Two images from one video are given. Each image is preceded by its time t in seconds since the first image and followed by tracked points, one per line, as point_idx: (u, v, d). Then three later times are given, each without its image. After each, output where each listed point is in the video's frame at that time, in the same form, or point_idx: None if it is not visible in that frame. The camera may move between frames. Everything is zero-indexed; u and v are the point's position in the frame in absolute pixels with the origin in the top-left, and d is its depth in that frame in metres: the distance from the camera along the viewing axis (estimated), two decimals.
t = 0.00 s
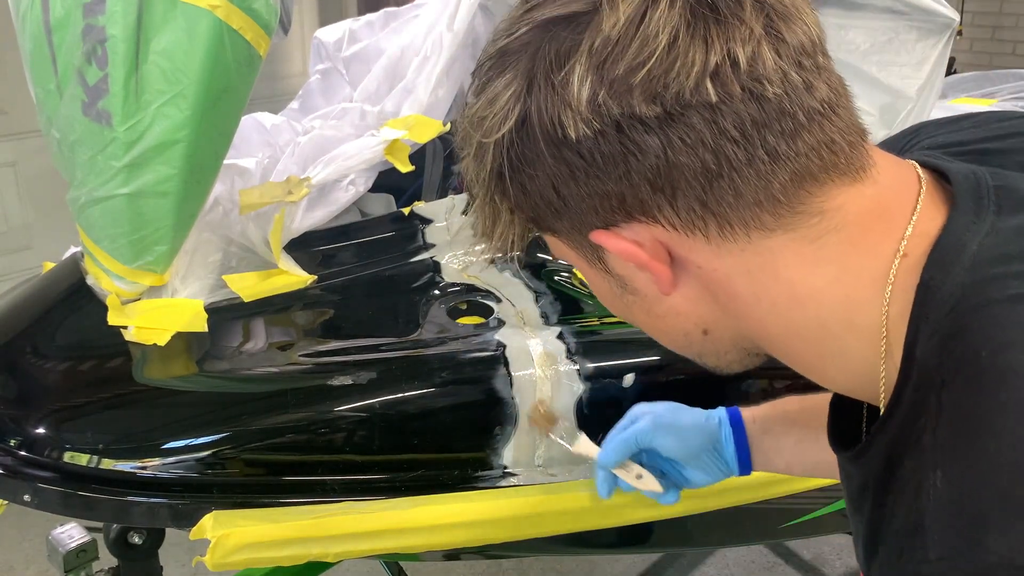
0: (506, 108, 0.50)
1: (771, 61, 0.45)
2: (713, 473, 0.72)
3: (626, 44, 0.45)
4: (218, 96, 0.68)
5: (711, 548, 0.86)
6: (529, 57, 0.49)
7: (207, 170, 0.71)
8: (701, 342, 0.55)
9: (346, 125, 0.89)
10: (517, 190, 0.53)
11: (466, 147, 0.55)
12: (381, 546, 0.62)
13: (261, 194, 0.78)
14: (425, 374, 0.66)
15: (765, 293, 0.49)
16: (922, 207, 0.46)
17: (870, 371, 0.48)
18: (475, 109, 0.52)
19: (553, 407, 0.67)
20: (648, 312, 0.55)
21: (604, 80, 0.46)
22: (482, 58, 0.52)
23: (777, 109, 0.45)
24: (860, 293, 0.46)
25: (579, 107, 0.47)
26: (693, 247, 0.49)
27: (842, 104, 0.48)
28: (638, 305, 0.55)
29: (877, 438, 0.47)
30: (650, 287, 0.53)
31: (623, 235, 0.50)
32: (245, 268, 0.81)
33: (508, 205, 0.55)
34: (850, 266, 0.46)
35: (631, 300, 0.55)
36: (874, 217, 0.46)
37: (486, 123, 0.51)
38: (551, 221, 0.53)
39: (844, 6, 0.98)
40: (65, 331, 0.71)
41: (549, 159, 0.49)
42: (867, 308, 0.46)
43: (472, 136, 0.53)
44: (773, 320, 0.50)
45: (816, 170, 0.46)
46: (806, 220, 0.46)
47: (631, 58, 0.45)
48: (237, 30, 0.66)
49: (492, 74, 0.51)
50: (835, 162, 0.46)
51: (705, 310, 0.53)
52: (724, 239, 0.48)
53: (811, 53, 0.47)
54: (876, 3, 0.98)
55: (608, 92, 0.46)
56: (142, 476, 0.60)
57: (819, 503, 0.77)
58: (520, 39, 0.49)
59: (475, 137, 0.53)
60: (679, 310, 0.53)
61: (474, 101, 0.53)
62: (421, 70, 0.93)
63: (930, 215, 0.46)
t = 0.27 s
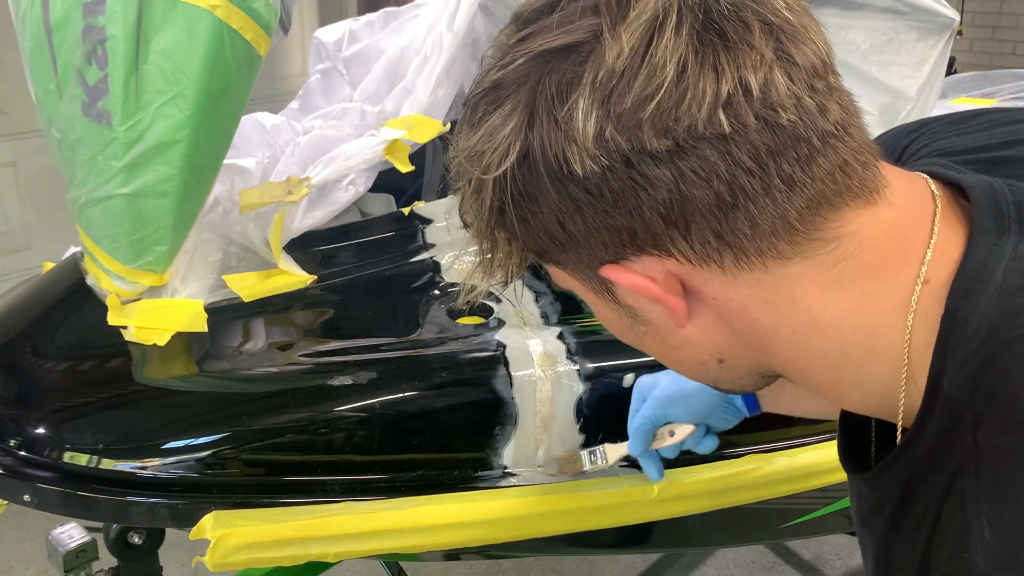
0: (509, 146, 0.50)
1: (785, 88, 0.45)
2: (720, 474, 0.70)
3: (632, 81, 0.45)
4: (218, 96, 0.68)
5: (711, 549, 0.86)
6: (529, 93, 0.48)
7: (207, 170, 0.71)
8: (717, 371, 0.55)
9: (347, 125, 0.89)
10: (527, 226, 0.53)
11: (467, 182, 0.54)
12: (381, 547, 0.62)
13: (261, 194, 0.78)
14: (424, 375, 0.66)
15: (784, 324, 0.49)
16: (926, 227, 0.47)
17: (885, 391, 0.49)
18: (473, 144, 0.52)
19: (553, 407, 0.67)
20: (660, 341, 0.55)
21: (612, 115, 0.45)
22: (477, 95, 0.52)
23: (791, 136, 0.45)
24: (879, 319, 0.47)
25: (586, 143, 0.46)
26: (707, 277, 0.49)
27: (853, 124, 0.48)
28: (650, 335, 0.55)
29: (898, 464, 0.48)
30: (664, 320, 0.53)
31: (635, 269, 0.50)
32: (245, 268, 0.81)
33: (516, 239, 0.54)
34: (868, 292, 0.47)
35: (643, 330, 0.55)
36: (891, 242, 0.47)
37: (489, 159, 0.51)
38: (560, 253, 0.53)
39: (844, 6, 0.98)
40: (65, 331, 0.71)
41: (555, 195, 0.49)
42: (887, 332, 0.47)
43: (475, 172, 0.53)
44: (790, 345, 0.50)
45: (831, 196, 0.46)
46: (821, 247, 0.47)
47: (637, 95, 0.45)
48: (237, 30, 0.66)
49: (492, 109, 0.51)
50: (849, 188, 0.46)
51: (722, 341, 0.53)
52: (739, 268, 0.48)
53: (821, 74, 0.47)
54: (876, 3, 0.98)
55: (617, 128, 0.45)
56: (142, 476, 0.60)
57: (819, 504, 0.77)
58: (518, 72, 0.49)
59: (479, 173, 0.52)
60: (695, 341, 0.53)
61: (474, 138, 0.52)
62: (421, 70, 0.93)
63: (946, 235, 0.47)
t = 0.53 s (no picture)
0: (541, 188, 0.47)
1: (848, 121, 0.43)
2: (721, 473, 0.69)
3: (682, 124, 0.41)
4: (218, 96, 0.68)
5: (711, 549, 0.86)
6: (559, 135, 0.46)
7: (207, 171, 0.71)
8: (761, 408, 0.55)
9: (347, 125, 0.89)
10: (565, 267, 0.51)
11: (485, 223, 0.52)
12: (380, 547, 0.62)
13: (261, 194, 0.78)
14: (425, 375, 0.67)
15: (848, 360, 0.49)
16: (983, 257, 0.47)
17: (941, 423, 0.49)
18: (496, 186, 0.49)
19: (553, 406, 0.68)
20: (700, 379, 0.54)
21: (659, 159, 0.42)
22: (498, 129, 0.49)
23: (852, 172, 0.43)
24: (940, 355, 0.47)
25: (629, 187, 0.43)
26: (760, 319, 0.48)
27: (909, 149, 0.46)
28: (690, 374, 0.54)
29: (950, 516, 0.47)
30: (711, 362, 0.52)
31: (679, 316, 0.49)
32: (245, 268, 0.81)
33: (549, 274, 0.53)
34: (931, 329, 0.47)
35: (682, 369, 0.54)
36: (955, 280, 0.46)
37: (514, 201, 0.49)
38: (592, 290, 0.52)
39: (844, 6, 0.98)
40: (65, 331, 0.71)
41: (589, 240, 0.48)
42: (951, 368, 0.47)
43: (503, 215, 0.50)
44: (844, 377, 0.50)
45: (892, 230, 0.45)
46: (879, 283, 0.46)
47: (690, 140, 0.42)
48: (237, 30, 0.66)
49: (513, 150, 0.48)
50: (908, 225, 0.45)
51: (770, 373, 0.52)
52: (792, 306, 0.47)
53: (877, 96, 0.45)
54: (875, 3, 0.97)
55: (665, 171, 0.43)
56: (142, 476, 0.60)
57: (819, 504, 0.77)
58: (543, 111, 0.46)
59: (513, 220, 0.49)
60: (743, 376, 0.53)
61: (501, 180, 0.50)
62: (421, 70, 0.92)
63: (1009, 268, 0.47)
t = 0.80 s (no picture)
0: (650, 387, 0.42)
1: (976, 290, 0.39)
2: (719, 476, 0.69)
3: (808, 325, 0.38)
4: (218, 96, 0.68)
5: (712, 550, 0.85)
6: (680, 378, 0.41)
7: (207, 171, 0.70)
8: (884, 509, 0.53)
9: (346, 124, 0.89)
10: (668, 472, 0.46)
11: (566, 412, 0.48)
12: (382, 547, 0.62)
13: (261, 194, 0.78)
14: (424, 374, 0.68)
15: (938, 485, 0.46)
16: None
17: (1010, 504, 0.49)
18: (576, 346, 0.45)
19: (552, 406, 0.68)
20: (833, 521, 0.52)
21: (819, 403, 0.39)
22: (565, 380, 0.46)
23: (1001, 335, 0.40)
24: None
25: (791, 429, 0.40)
26: (902, 490, 0.46)
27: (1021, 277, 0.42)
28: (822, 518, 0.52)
29: None
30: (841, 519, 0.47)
31: (841, 515, 0.46)
32: (245, 268, 0.81)
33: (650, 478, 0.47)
34: None
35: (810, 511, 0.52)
36: None
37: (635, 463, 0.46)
38: (723, 485, 0.46)
39: (844, 6, 0.98)
40: (64, 331, 0.71)
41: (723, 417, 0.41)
42: None
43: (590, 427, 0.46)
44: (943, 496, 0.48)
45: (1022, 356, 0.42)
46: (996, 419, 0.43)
47: (819, 333, 0.38)
48: (237, 29, 0.66)
49: (615, 359, 0.43)
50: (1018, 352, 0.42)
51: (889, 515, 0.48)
52: (923, 458, 0.43)
53: (998, 245, 0.40)
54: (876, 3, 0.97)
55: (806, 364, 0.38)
56: (141, 477, 0.59)
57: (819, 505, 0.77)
58: (651, 366, 0.42)
59: (606, 442, 0.46)
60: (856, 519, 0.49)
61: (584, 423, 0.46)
62: (422, 70, 0.92)
63: None
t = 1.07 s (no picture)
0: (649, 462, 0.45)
1: (942, 325, 0.42)
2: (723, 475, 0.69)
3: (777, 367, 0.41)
4: (218, 96, 0.68)
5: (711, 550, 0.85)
6: (666, 425, 0.44)
7: (207, 171, 0.70)
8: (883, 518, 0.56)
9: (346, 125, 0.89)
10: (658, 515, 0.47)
11: (562, 455, 0.49)
12: (382, 548, 0.61)
13: (261, 194, 0.78)
14: (422, 376, 0.69)
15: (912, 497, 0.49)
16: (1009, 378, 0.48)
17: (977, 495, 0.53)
18: (564, 396, 0.47)
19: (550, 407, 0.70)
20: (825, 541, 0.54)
21: (799, 443, 0.42)
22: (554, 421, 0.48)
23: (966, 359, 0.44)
24: None
25: (777, 476, 0.43)
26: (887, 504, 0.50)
27: (985, 305, 0.46)
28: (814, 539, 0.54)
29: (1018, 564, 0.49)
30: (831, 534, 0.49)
31: (831, 540, 0.49)
32: (245, 268, 0.81)
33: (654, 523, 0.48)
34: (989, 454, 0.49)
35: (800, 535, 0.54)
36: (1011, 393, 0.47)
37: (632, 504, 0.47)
38: (712, 517, 0.48)
39: (844, 6, 0.98)
40: (64, 331, 0.71)
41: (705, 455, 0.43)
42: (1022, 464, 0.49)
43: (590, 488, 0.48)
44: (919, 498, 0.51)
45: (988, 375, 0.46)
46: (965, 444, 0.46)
47: (794, 380, 0.41)
48: (236, 29, 0.66)
49: (604, 410, 0.46)
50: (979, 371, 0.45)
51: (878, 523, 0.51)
52: (902, 481, 0.46)
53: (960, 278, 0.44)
54: (874, 3, 0.97)
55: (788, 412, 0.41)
56: (141, 477, 0.59)
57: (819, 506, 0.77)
58: (638, 415, 0.44)
59: (600, 487, 0.47)
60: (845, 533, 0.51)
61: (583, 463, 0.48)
62: (421, 70, 0.93)
63: None
